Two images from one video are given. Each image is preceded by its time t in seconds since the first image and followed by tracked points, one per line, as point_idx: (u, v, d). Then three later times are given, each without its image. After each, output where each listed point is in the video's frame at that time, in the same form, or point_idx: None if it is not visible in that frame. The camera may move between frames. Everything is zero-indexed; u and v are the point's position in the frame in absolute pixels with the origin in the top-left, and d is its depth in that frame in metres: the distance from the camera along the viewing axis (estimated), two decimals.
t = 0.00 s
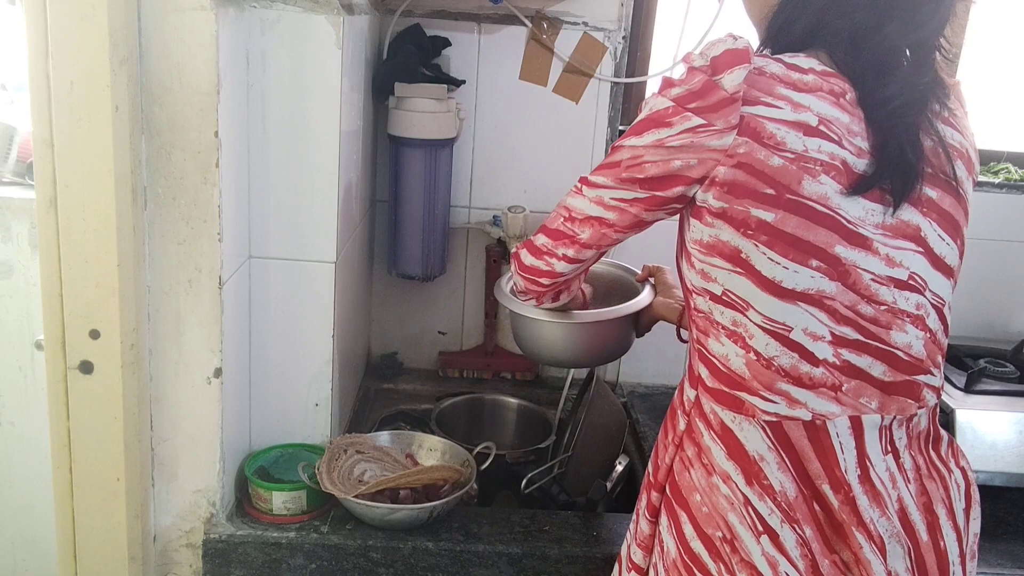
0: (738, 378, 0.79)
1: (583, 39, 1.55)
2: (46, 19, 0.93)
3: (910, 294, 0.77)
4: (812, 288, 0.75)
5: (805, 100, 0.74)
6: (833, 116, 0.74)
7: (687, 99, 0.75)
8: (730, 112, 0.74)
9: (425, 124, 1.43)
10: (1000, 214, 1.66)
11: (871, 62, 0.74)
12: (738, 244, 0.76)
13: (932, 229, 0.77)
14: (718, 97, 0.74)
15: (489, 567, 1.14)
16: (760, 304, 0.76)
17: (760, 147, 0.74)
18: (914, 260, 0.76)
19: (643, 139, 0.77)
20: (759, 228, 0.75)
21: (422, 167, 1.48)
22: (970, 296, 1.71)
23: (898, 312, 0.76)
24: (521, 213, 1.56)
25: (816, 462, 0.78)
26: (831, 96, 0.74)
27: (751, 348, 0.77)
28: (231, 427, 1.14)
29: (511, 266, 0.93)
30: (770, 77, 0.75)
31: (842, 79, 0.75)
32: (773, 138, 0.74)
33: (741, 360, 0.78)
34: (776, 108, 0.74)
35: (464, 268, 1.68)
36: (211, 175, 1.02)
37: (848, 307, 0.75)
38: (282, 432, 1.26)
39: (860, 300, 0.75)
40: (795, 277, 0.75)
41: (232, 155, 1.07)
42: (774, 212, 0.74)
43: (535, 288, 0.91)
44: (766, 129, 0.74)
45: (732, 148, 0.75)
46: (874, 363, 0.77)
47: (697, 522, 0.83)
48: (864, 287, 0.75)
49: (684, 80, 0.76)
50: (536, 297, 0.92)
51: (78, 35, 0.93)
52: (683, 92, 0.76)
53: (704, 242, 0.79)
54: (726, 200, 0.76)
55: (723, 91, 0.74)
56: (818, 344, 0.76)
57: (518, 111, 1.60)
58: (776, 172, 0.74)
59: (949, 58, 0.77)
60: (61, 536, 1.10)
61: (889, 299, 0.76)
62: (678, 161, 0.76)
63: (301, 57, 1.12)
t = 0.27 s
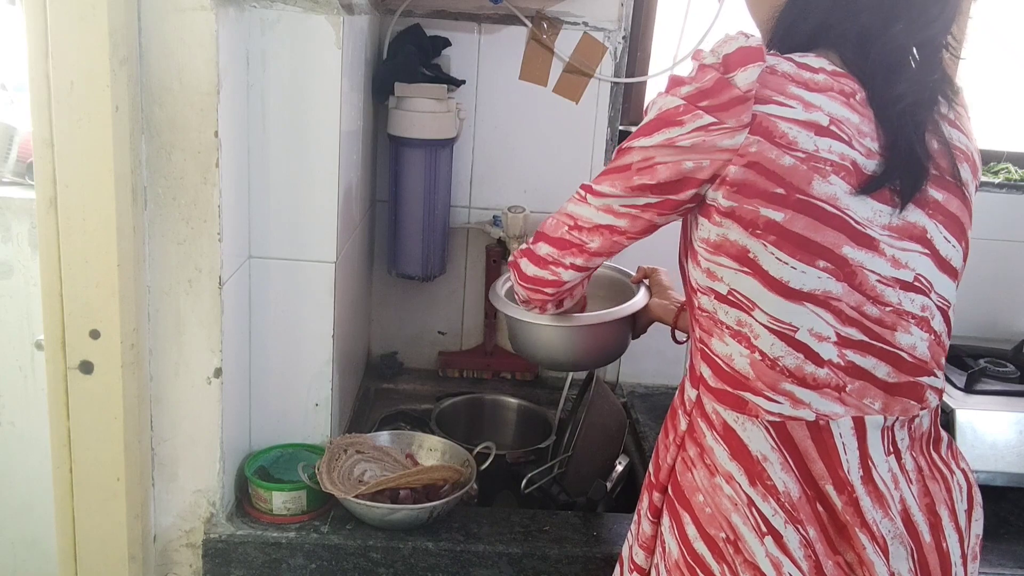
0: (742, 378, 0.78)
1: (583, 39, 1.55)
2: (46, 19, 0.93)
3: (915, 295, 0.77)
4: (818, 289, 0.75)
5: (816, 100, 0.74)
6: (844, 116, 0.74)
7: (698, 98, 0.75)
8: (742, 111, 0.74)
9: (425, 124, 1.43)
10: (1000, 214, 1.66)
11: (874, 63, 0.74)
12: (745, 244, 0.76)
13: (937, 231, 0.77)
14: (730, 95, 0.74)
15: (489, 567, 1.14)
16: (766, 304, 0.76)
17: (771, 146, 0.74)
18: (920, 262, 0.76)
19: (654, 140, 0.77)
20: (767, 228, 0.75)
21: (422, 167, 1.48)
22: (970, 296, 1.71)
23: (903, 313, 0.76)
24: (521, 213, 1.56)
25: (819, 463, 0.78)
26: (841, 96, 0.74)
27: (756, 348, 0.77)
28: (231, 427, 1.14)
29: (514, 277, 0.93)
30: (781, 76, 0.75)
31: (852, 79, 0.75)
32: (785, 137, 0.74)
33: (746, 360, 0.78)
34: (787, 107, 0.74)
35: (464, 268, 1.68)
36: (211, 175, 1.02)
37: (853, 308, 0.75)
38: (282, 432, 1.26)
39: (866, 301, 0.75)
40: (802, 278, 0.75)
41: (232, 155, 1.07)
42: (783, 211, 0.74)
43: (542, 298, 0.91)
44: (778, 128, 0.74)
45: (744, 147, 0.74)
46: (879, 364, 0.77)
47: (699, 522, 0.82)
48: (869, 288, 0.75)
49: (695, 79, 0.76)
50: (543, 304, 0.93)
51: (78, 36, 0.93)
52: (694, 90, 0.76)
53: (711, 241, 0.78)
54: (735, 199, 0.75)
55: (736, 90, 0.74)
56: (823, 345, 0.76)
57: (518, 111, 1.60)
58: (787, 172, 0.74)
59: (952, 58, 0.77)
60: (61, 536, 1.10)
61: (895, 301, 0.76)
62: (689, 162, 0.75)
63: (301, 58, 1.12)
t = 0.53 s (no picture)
0: (749, 381, 0.78)
1: (583, 39, 1.56)
2: (46, 19, 0.93)
3: (920, 295, 0.77)
4: (825, 290, 0.75)
5: (820, 101, 0.74)
6: (848, 116, 0.74)
7: (702, 101, 0.75)
8: (747, 112, 0.74)
9: (425, 124, 1.43)
10: (999, 214, 1.66)
11: (875, 63, 0.74)
12: (752, 246, 0.76)
13: (941, 231, 0.78)
14: (734, 97, 0.74)
15: (489, 567, 1.14)
16: (773, 306, 0.76)
17: (777, 147, 0.74)
18: (925, 261, 0.77)
19: (658, 147, 0.77)
20: (773, 229, 0.75)
21: (422, 167, 1.48)
22: (970, 295, 1.71)
23: (908, 313, 0.77)
24: (521, 213, 1.56)
25: (826, 465, 0.78)
26: (845, 97, 0.74)
27: (763, 350, 0.77)
28: (231, 427, 1.14)
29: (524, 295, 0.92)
30: (785, 77, 0.75)
31: (856, 80, 0.75)
32: (791, 138, 0.74)
33: (753, 362, 0.78)
34: (792, 108, 0.74)
35: (464, 268, 1.68)
36: (211, 175, 1.02)
37: (859, 309, 0.75)
38: (282, 432, 1.26)
39: (871, 302, 0.75)
40: (809, 279, 0.75)
41: (232, 155, 1.07)
42: (789, 213, 0.74)
43: (555, 314, 0.91)
44: (783, 129, 0.74)
45: (750, 149, 0.74)
46: (885, 364, 0.77)
47: (706, 527, 0.82)
48: (875, 288, 0.75)
49: (698, 81, 0.76)
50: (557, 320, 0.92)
51: (78, 35, 0.93)
52: (698, 94, 0.75)
53: (717, 243, 0.78)
54: (741, 201, 0.75)
55: (740, 91, 0.74)
56: (830, 346, 0.76)
57: (518, 111, 1.60)
58: (793, 173, 0.74)
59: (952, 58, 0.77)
60: (61, 536, 1.10)
61: (900, 301, 0.76)
62: (694, 167, 0.75)
63: (301, 58, 1.12)
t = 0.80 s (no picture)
0: (753, 384, 0.78)
1: (583, 39, 1.56)
2: (46, 19, 0.93)
3: (922, 296, 0.77)
4: (828, 292, 0.75)
5: (819, 104, 0.74)
6: (847, 119, 0.74)
7: (701, 108, 0.74)
8: (746, 117, 0.73)
9: (425, 124, 1.43)
10: (999, 213, 1.66)
11: (875, 64, 0.74)
12: (755, 249, 0.76)
13: (943, 231, 0.78)
14: (733, 102, 0.73)
15: (489, 567, 1.14)
16: (776, 309, 0.76)
17: (777, 151, 0.74)
18: (927, 262, 0.77)
19: (659, 158, 0.76)
20: (776, 233, 0.75)
21: (422, 167, 1.48)
22: (970, 295, 1.71)
23: (911, 314, 0.77)
24: (520, 213, 1.56)
25: (832, 467, 0.78)
26: (844, 99, 0.74)
27: (767, 353, 0.77)
28: (231, 427, 1.14)
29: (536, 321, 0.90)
30: (784, 81, 0.75)
31: (852, 82, 0.75)
32: (790, 142, 0.74)
33: (757, 366, 0.78)
34: (791, 111, 0.74)
35: (464, 268, 1.68)
36: (211, 175, 1.02)
37: (863, 311, 0.75)
38: (281, 432, 1.26)
39: (874, 304, 0.75)
40: (812, 281, 0.75)
41: (233, 155, 1.07)
42: (791, 216, 0.74)
43: (566, 334, 0.89)
44: (783, 133, 0.74)
45: (750, 153, 0.74)
46: (889, 365, 0.77)
47: (711, 530, 0.82)
48: (878, 289, 0.75)
49: (695, 89, 0.75)
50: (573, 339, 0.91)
51: (78, 35, 0.93)
52: (695, 102, 0.75)
53: (718, 248, 0.78)
54: (743, 206, 0.75)
55: (739, 96, 0.74)
56: (835, 349, 0.76)
57: (518, 111, 1.60)
58: (794, 176, 0.74)
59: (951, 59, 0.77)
60: (61, 536, 1.10)
61: (903, 302, 0.76)
62: (698, 175, 0.75)
63: (301, 58, 1.12)
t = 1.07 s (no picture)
0: (756, 386, 0.79)
1: (583, 39, 1.56)
2: (46, 19, 0.93)
3: (927, 297, 0.77)
4: (831, 294, 0.75)
5: (821, 106, 0.74)
6: (848, 121, 0.74)
7: (700, 110, 0.75)
8: (747, 120, 0.74)
9: (425, 124, 1.43)
10: (1000, 213, 1.66)
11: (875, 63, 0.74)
12: (756, 252, 0.76)
13: (947, 231, 0.78)
14: (733, 104, 0.74)
15: (489, 567, 1.14)
16: (778, 311, 0.76)
17: (778, 154, 0.74)
18: (930, 262, 0.77)
19: (657, 156, 0.76)
20: (777, 235, 0.75)
21: (422, 167, 1.48)
22: (970, 295, 1.71)
23: (915, 315, 0.77)
24: (521, 213, 1.56)
25: (835, 468, 0.78)
26: (845, 101, 0.74)
27: (770, 355, 0.77)
28: (231, 427, 1.14)
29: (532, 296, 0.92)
30: (785, 83, 0.75)
31: (855, 84, 0.75)
32: (791, 144, 0.74)
33: (759, 368, 0.78)
34: (792, 115, 0.74)
35: (464, 268, 1.68)
36: (211, 174, 1.02)
37: (866, 312, 0.75)
38: (281, 432, 1.26)
39: (878, 305, 0.75)
40: (814, 284, 0.75)
41: (233, 155, 1.07)
42: (793, 218, 0.74)
43: (557, 314, 0.91)
44: (783, 136, 0.74)
45: (750, 156, 0.74)
46: (893, 366, 0.77)
47: (715, 531, 0.82)
48: (881, 291, 0.75)
49: (696, 90, 0.76)
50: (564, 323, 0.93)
51: (78, 36, 0.93)
52: (696, 103, 0.75)
53: (721, 250, 0.78)
54: (744, 208, 0.75)
55: (739, 99, 0.74)
56: (838, 350, 0.76)
57: (518, 111, 1.60)
58: (795, 179, 0.74)
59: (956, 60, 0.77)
60: (61, 536, 1.10)
61: (907, 303, 0.76)
62: (695, 175, 0.75)
63: (301, 57, 1.12)
